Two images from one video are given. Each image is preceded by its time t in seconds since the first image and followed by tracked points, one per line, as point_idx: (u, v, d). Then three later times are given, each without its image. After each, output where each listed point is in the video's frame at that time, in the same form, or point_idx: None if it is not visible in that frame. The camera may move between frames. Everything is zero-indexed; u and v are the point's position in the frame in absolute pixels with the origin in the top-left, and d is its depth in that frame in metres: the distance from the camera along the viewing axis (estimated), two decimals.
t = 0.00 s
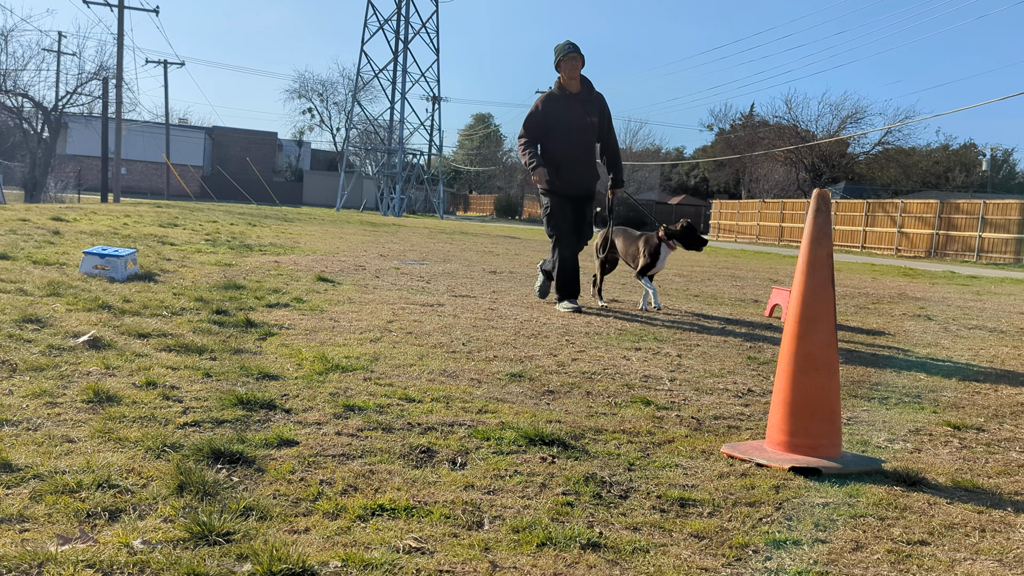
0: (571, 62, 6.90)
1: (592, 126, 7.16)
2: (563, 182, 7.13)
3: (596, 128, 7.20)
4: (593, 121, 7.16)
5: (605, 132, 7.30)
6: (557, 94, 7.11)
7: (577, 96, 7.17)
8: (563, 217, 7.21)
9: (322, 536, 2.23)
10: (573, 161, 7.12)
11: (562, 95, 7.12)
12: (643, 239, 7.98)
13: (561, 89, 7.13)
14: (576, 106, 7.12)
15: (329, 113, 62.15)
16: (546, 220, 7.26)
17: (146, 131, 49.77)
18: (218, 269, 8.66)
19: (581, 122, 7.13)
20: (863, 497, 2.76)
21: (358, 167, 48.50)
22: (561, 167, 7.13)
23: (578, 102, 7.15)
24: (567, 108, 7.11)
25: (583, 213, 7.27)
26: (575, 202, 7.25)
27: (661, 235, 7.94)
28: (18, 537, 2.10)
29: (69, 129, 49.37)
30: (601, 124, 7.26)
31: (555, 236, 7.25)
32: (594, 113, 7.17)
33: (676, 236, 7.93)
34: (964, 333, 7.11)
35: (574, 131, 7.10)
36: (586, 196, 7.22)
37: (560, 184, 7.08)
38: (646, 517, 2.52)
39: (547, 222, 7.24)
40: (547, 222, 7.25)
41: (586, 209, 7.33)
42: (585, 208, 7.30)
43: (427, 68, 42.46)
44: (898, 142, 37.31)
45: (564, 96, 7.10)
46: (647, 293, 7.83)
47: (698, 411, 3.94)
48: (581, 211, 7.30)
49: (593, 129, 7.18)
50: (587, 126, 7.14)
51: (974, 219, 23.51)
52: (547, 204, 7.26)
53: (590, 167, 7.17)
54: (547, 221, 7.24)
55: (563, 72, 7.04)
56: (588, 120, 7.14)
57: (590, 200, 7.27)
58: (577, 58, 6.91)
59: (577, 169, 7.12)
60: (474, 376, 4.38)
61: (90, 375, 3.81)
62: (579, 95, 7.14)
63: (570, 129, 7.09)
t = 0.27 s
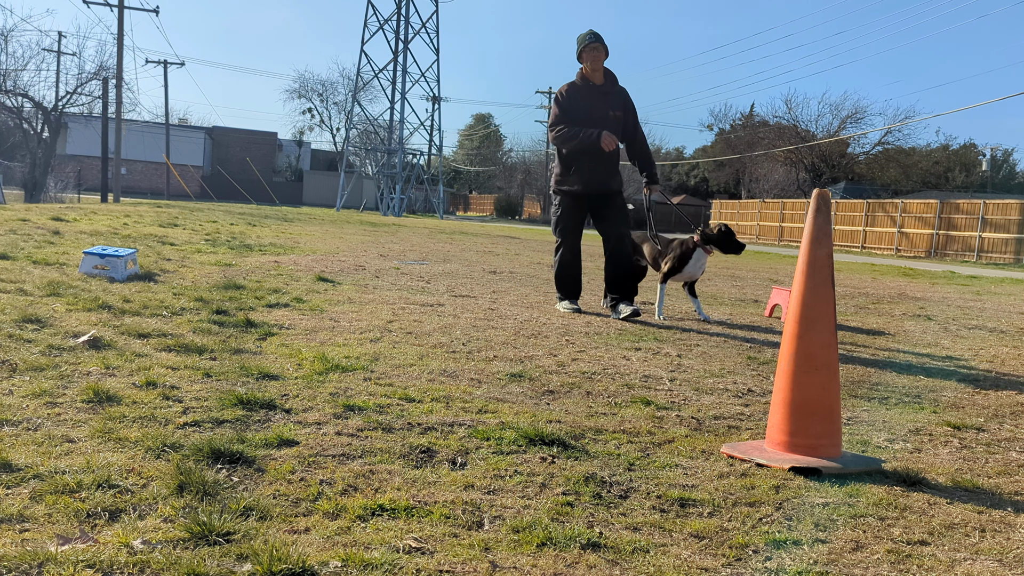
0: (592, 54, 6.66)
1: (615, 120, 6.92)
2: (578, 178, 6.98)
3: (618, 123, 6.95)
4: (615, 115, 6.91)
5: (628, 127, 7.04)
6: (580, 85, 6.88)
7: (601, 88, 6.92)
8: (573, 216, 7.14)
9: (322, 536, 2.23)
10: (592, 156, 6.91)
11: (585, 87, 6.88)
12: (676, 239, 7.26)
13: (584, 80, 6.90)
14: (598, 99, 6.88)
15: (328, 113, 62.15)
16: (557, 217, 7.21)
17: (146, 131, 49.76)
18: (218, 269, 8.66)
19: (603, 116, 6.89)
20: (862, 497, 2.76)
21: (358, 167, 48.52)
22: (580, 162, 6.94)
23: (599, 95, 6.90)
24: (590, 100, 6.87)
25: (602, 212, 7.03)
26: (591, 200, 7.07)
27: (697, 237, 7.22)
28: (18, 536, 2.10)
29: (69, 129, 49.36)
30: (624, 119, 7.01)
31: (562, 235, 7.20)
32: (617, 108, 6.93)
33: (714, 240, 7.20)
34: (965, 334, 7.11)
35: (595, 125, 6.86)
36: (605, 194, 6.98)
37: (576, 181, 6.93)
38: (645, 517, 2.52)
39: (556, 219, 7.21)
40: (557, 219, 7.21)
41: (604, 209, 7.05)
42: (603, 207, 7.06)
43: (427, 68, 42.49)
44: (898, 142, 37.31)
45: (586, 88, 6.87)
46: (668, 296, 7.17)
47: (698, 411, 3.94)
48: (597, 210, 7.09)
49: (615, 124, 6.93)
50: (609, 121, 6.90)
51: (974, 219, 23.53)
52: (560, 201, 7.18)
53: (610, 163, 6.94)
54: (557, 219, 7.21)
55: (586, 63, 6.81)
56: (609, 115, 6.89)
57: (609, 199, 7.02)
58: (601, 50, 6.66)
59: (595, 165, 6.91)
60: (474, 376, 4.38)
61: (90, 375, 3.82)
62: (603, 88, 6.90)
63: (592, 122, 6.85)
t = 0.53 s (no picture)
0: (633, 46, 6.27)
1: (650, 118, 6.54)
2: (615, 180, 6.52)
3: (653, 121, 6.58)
4: (650, 113, 6.54)
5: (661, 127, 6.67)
6: (615, 79, 6.46)
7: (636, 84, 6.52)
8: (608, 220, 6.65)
9: (322, 536, 2.23)
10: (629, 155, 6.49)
11: (620, 81, 6.48)
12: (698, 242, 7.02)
13: (618, 74, 6.49)
14: (634, 94, 6.49)
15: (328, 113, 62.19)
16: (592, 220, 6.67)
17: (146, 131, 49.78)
18: (218, 269, 8.67)
19: (639, 114, 6.50)
20: (863, 497, 2.76)
21: (358, 168, 48.55)
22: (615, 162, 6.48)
23: (634, 91, 6.50)
24: (626, 95, 6.46)
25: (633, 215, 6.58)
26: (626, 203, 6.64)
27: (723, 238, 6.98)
28: (18, 537, 2.10)
29: (69, 129, 49.38)
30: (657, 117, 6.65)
31: (596, 240, 6.71)
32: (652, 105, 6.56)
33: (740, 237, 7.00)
34: (965, 334, 7.11)
35: (631, 123, 6.47)
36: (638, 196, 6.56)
37: (612, 183, 6.41)
38: (645, 517, 2.52)
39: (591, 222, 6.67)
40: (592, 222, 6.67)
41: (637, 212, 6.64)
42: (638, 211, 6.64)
43: (427, 68, 42.55)
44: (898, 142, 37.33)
45: (622, 83, 6.47)
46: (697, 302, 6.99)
47: (698, 411, 3.94)
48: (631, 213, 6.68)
49: (650, 123, 6.55)
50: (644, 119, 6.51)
51: (974, 219, 23.54)
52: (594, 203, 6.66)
53: (645, 163, 6.55)
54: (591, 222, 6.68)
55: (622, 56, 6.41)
56: (645, 112, 6.51)
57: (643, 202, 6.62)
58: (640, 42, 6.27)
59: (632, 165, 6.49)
60: (474, 376, 4.38)
61: (90, 375, 3.82)
62: (638, 83, 6.51)
63: (628, 120, 6.45)
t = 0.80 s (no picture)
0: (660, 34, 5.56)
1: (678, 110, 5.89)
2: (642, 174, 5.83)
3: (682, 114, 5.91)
4: (680, 105, 5.87)
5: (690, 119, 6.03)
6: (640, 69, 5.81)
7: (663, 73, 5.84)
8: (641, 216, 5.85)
9: (322, 536, 2.23)
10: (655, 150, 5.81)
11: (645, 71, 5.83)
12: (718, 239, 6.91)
13: (645, 62, 5.83)
14: (661, 84, 5.83)
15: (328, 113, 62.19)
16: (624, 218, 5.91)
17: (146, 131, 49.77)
18: (218, 269, 8.67)
19: (666, 106, 5.83)
20: (863, 497, 2.76)
21: (358, 167, 48.56)
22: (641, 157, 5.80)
23: (661, 80, 5.83)
24: (652, 86, 5.81)
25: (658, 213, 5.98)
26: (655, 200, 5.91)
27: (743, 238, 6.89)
28: (18, 537, 2.10)
29: (69, 129, 49.38)
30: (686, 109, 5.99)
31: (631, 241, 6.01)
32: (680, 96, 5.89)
33: (760, 237, 6.91)
34: (965, 333, 7.11)
35: (657, 115, 5.81)
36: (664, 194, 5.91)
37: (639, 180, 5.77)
38: (645, 517, 2.52)
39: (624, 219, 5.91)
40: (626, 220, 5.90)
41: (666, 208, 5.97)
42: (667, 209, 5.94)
43: (427, 68, 42.53)
44: (898, 142, 37.34)
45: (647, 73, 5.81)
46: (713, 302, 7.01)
47: (698, 411, 3.94)
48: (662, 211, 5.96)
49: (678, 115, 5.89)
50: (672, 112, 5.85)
51: (974, 219, 23.53)
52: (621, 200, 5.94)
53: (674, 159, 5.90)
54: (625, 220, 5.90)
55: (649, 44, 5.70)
56: (672, 104, 5.84)
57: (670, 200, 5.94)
58: (668, 28, 5.55)
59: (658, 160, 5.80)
60: (474, 376, 4.37)
61: (90, 375, 3.82)
62: (666, 72, 5.84)
63: (653, 112, 5.80)
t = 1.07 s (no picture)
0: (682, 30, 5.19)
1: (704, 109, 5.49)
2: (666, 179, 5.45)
3: (708, 113, 5.53)
4: (706, 103, 5.48)
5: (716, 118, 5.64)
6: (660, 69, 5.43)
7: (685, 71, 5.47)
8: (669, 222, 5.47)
9: (322, 536, 2.23)
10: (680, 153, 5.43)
11: (666, 69, 5.45)
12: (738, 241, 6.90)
13: (665, 61, 5.45)
14: (684, 84, 5.44)
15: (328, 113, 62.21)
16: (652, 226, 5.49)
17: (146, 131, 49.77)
18: (218, 269, 8.66)
19: (691, 106, 5.45)
20: (863, 497, 2.76)
21: (358, 167, 48.57)
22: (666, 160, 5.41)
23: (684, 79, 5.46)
24: (675, 85, 5.43)
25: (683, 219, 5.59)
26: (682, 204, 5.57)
27: (771, 241, 6.89)
28: (18, 537, 2.10)
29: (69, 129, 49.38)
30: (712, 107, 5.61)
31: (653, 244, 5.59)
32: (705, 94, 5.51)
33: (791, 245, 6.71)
34: (965, 333, 7.11)
35: (683, 115, 5.43)
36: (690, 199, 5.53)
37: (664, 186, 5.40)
38: (646, 517, 2.52)
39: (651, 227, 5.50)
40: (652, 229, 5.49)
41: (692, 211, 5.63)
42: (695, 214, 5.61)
43: (427, 68, 42.52)
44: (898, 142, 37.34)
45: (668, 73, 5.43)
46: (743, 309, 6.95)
47: (698, 411, 3.94)
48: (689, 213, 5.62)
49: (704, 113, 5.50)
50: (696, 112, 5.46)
51: (974, 219, 23.54)
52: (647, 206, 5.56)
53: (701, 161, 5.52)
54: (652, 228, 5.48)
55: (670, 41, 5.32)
56: (698, 104, 5.46)
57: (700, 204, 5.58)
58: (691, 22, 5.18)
59: (684, 163, 5.44)
60: (474, 376, 4.37)
61: (90, 375, 3.82)
62: (689, 70, 5.46)
63: (676, 113, 5.42)
